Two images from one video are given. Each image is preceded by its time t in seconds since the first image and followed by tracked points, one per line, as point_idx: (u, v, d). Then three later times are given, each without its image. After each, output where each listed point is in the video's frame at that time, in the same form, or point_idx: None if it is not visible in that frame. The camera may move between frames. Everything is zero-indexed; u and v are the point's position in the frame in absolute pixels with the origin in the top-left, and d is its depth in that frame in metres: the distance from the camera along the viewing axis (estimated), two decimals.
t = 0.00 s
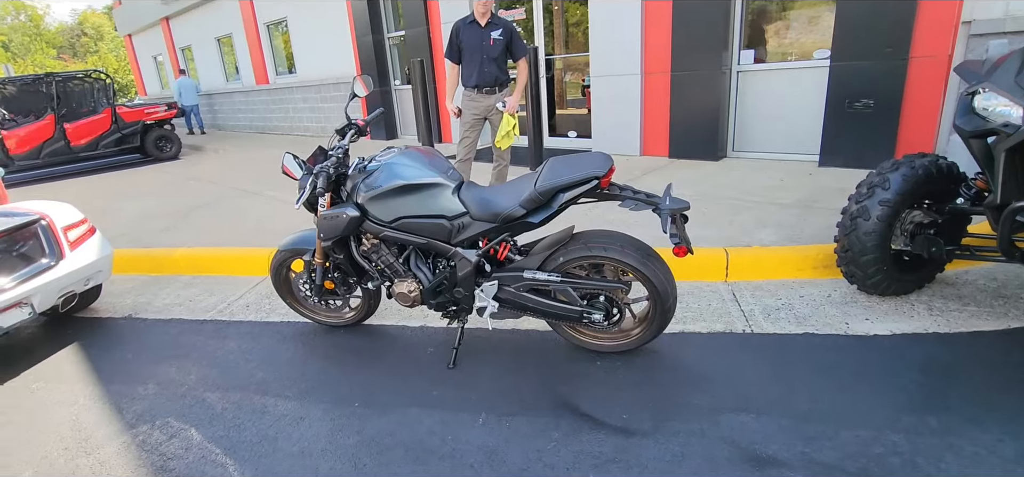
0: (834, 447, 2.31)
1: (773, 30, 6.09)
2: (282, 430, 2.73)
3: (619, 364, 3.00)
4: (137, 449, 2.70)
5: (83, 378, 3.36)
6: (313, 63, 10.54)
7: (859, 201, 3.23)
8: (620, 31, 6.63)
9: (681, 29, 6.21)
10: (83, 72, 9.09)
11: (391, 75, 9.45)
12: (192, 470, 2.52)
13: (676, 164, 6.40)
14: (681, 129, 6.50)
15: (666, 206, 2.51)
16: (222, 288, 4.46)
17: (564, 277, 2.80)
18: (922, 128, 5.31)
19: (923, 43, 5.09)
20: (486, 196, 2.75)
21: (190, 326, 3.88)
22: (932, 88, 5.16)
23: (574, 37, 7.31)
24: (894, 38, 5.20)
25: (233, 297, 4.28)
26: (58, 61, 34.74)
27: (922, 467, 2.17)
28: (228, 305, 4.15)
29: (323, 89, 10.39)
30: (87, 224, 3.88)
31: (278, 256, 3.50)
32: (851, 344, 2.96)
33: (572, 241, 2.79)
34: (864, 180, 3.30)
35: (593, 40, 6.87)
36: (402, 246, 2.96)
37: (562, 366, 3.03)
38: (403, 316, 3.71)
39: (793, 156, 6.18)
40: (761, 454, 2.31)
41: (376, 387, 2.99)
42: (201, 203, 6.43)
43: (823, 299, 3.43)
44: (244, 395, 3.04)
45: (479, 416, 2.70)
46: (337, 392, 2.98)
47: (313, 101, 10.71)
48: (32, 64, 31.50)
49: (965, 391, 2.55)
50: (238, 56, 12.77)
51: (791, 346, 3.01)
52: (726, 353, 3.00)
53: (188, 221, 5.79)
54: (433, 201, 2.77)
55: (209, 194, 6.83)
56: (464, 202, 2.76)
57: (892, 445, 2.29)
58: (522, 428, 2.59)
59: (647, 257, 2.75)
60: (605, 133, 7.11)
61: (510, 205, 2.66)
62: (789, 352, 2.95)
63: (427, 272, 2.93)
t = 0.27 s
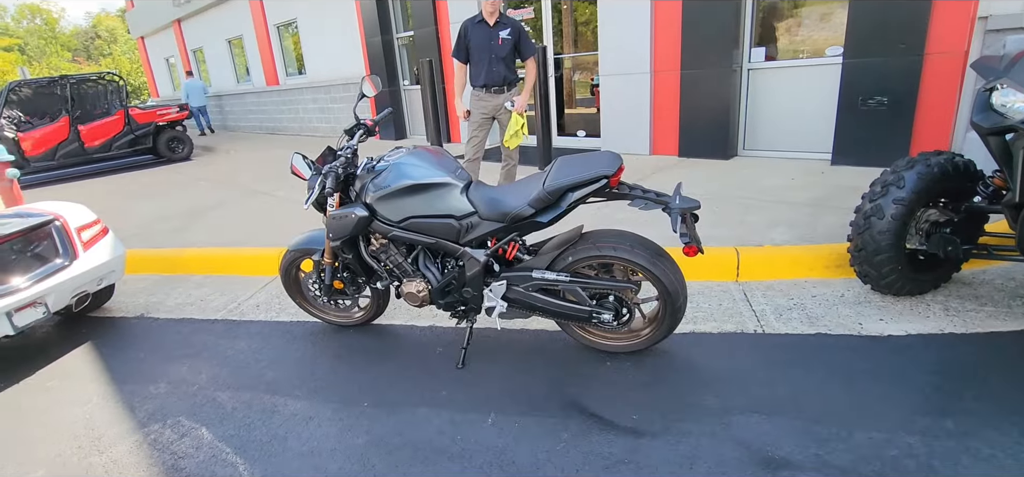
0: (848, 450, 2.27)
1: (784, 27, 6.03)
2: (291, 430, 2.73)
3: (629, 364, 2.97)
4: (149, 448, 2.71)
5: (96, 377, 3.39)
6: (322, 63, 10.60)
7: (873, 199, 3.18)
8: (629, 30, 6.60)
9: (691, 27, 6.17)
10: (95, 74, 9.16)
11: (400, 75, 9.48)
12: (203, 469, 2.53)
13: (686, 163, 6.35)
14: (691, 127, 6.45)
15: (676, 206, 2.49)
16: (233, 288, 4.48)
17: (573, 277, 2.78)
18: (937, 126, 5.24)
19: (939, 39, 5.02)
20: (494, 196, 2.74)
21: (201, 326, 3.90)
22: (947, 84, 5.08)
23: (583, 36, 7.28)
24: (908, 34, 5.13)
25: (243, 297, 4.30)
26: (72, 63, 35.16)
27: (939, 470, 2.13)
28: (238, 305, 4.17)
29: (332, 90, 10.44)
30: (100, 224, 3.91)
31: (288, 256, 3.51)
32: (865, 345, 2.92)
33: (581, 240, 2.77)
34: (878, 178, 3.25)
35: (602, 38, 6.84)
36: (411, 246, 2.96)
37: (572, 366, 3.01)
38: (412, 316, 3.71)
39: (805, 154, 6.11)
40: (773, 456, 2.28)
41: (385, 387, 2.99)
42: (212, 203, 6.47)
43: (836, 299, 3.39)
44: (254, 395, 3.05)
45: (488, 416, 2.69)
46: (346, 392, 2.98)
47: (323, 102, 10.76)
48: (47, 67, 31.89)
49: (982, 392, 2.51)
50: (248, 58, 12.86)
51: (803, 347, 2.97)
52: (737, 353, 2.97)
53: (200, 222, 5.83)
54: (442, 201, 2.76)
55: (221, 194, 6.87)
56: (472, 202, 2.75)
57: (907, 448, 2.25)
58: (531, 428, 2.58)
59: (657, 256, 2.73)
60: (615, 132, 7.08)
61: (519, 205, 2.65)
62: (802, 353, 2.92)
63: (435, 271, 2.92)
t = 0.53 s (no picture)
0: (857, 453, 2.25)
1: (792, 27, 6.00)
2: (298, 430, 2.74)
3: (636, 366, 2.96)
4: (157, 448, 2.72)
5: (105, 377, 3.41)
6: (329, 65, 10.64)
7: (882, 200, 3.16)
8: (636, 29, 6.58)
9: (698, 27, 6.14)
10: (104, 76, 9.22)
11: (406, 76, 9.50)
12: (211, 469, 2.54)
13: (693, 164, 6.33)
14: (698, 127, 6.43)
15: (682, 207, 2.47)
16: (240, 288, 4.50)
17: (579, 278, 2.77)
18: (947, 125, 5.19)
19: (949, 37, 4.98)
20: (500, 197, 2.74)
21: (209, 326, 3.92)
22: (958, 83, 5.04)
23: (590, 36, 7.27)
24: (918, 33, 5.09)
25: (250, 297, 4.32)
26: (82, 65, 35.43)
27: (949, 473, 2.11)
28: (245, 306, 4.18)
29: (339, 91, 10.48)
30: (109, 225, 3.94)
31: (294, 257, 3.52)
32: (874, 347, 2.90)
33: (587, 241, 2.77)
34: (887, 178, 3.23)
35: (608, 38, 6.82)
36: (417, 247, 2.96)
37: (578, 367, 3.00)
38: (418, 317, 3.71)
39: (812, 154, 6.08)
40: (781, 458, 2.26)
41: (392, 388, 2.99)
42: (219, 204, 6.50)
43: (844, 300, 3.36)
44: (261, 395, 3.06)
45: (494, 417, 2.68)
46: (353, 393, 2.99)
47: (330, 103, 10.79)
48: (57, 69, 32.16)
49: (993, 395, 2.48)
50: (255, 59, 12.93)
51: (811, 348, 2.95)
52: (745, 355, 2.95)
53: (208, 222, 5.86)
54: (448, 202, 2.76)
55: (228, 195, 6.91)
56: (479, 203, 2.75)
57: (917, 451, 2.22)
58: (537, 429, 2.58)
59: (663, 257, 2.72)
60: (621, 132, 7.06)
61: (525, 206, 2.64)
62: (809, 355, 2.90)
63: (441, 273, 2.92)
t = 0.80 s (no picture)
0: (861, 455, 2.24)
1: (796, 28, 5.99)
2: (302, 431, 2.74)
3: (638, 367, 2.96)
4: (162, 448, 2.73)
5: (110, 378, 3.43)
6: (333, 67, 10.68)
7: (887, 201, 3.15)
8: (639, 31, 6.57)
9: (702, 28, 6.13)
10: (111, 79, 9.27)
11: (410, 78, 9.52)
12: (214, 469, 2.55)
13: (697, 165, 6.31)
14: (701, 128, 6.42)
15: (685, 208, 2.47)
16: (245, 290, 4.52)
17: (581, 279, 2.77)
18: (953, 126, 5.17)
19: (955, 38, 4.95)
20: (503, 198, 2.74)
21: (213, 327, 3.94)
22: (964, 84, 5.02)
23: (593, 37, 7.27)
24: (923, 34, 5.06)
25: (254, 298, 4.34)
26: (89, 68, 35.63)
27: None
28: (250, 307, 4.20)
29: (343, 93, 10.51)
30: (115, 226, 3.96)
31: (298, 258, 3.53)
32: (878, 349, 2.88)
33: (590, 243, 2.77)
34: (892, 179, 3.21)
35: (612, 40, 6.82)
36: (420, 248, 2.97)
37: (581, 369, 3.00)
38: (421, 318, 3.71)
39: (817, 155, 6.06)
40: (784, 461, 2.25)
41: (395, 389, 3.00)
42: (224, 206, 6.53)
43: (849, 302, 3.35)
44: (264, 396, 3.07)
45: (497, 418, 2.68)
46: (356, 394, 2.99)
47: (334, 105, 10.83)
48: (65, 72, 32.36)
49: (999, 398, 2.46)
50: (260, 61, 12.99)
51: (815, 350, 2.93)
52: (748, 357, 2.94)
53: (213, 224, 5.89)
54: (451, 203, 2.76)
55: (233, 197, 6.94)
56: (482, 205, 2.75)
57: (922, 454, 2.21)
58: (539, 431, 2.57)
59: (666, 258, 2.71)
60: (625, 133, 7.05)
61: (528, 207, 2.64)
62: (814, 357, 2.88)
63: (444, 274, 2.92)
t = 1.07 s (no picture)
0: (865, 459, 2.22)
1: (801, 29, 5.97)
2: (304, 431, 2.74)
3: (642, 369, 2.95)
4: (165, 448, 2.74)
5: (113, 377, 3.44)
6: (338, 67, 10.70)
7: (892, 203, 3.13)
8: (643, 31, 6.56)
9: (705, 29, 6.12)
10: (117, 79, 9.30)
11: (414, 78, 9.54)
12: (217, 469, 2.55)
13: (701, 166, 6.30)
14: (705, 129, 6.41)
15: (688, 209, 2.46)
16: (248, 289, 4.53)
17: (584, 280, 2.76)
18: (958, 127, 5.15)
19: (960, 39, 4.93)
20: (506, 199, 2.74)
21: (217, 327, 3.94)
22: (969, 85, 5.00)
23: (597, 38, 7.26)
24: (929, 35, 5.04)
25: (258, 298, 4.34)
26: (95, 68, 35.78)
27: None
28: (253, 306, 4.21)
29: (347, 93, 10.54)
30: (119, 226, 3.97)
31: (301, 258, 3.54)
32: (884, 352, 2.86)
33: (593, 244, 2.76)
34: (897, 181, 3.20)
35: (615, 40, 6.81)
36: (423, 248, 2.97)
37: (583, 370, 2.99)
38: (424, 319, 3.71)
39: (821, 156, 6.04)
40: (788, 464, 2.24)
41: (397, 390, 3.00)
42: (228, 206, 6.55)
43: (853, 304, 3.33)
44: (267, 396, 3.07)
45: (499, 420, 2.68)
46: (358, 394, 2.99)
47: (338, 105, 10.86)
48: (71, 72, 32.50)
49: (1005, 401, 2.45)
50: (265, 61, 13.02)
51: (819, 353, 2.92)
52: (752, 359, 2.93)
53: (217, 224, 5.90)
54: (454, 204, 2.76)
55: (237, 197, 6.95)
56: (484, 206, 2.75)
57: (927, 458, 2.19)
58: (542, 432, 2.57)
59: (669, 260, 2.70)
60: (628, 134, 7.04)
61: (531, 209, 2.64)
62: (817, 359, 2.87)
63: (447, 274, 2.92)
